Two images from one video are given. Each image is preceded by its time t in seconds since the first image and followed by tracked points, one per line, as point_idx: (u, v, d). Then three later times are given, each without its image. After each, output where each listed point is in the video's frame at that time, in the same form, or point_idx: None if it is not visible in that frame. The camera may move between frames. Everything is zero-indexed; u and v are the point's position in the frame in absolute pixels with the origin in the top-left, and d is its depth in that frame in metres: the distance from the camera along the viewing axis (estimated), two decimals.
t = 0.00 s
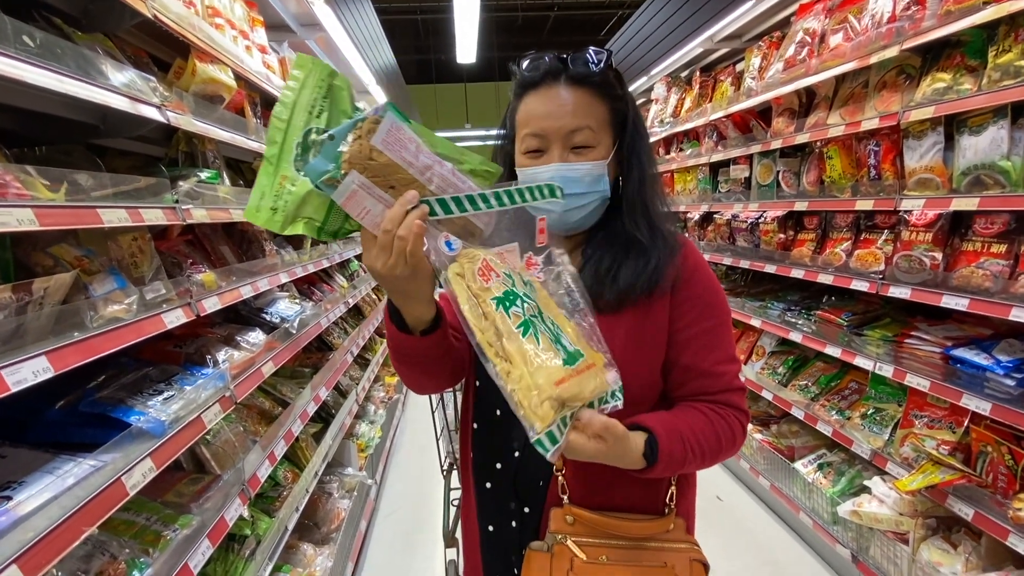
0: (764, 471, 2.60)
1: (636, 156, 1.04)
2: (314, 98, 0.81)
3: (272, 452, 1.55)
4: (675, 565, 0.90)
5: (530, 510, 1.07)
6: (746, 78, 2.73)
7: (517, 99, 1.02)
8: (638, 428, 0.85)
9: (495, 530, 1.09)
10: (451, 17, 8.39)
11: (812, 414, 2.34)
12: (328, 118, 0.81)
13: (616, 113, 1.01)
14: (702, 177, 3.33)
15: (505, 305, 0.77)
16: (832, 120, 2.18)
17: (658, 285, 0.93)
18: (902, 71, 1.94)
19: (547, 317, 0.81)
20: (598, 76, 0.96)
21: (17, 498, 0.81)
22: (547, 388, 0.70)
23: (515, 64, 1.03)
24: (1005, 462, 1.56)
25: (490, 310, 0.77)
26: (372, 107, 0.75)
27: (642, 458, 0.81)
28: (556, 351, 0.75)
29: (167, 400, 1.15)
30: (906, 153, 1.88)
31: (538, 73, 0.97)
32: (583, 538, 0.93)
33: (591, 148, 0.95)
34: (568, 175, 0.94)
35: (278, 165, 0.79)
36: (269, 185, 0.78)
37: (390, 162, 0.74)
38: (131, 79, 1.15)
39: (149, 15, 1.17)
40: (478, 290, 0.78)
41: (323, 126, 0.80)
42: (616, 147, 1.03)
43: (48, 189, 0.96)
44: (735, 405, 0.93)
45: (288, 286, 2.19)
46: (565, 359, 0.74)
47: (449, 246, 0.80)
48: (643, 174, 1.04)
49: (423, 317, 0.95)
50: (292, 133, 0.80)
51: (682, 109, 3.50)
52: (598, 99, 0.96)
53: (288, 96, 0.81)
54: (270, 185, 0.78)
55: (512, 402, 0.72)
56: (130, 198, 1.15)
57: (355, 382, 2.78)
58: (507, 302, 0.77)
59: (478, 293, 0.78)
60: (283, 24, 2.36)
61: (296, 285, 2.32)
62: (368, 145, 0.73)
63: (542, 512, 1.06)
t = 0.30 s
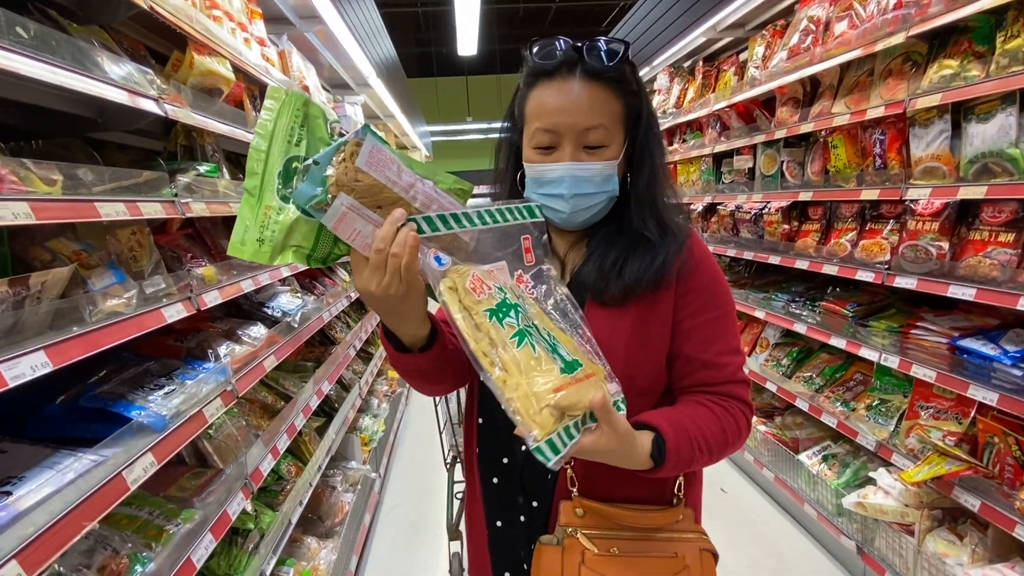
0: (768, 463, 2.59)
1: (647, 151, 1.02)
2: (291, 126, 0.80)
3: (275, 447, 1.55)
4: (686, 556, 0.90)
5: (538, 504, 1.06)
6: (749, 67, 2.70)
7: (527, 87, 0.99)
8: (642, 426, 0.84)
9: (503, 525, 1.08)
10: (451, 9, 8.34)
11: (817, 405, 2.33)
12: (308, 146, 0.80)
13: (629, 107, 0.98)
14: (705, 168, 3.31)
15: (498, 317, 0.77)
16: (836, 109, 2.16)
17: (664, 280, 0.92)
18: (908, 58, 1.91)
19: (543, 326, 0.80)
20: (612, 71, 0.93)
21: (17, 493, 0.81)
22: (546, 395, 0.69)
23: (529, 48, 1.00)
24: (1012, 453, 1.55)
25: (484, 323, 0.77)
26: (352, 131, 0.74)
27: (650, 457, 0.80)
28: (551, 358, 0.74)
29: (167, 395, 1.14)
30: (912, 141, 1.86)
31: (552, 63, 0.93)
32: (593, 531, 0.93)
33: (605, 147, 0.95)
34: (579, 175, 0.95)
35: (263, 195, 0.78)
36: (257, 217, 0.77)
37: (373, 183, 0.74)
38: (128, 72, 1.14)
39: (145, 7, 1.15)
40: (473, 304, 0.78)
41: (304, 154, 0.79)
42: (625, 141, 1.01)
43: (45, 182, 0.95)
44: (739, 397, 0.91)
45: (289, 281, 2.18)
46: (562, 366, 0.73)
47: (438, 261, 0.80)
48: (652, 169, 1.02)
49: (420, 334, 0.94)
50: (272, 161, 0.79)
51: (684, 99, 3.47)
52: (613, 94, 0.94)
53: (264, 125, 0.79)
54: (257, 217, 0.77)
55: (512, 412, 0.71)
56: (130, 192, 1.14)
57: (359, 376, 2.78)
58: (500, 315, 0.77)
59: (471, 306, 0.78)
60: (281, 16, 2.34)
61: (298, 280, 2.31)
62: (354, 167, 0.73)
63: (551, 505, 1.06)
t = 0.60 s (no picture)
0: (772, 456, 2.59)
1: (647, 139, 1.02)
2: (322, 101, 0.77)
3: (279, 441, 1.55)
4: (691, 552, 0.90)
5: (543, 498, 1.06)
6: (753, 60, 2.68)
7: (528, 74, 0.99)
8: (625, 424, 0.85)
9: (509, 519, 1.09)
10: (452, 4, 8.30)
11: (821, 399, 2.33)
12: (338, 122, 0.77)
13: (630, 92, 0.98)
14: (708, 162, 3.30)
15: (498, 322, 0.75)
16: (841, 101, 2.15)
17: (664, 267, 0.92)
18: (913, 49, 1.90)
19: (551, 332, 0.76)
20: (613, 53, 0.93)
21: (23, 487, 0.82)
22: (507, 419, 0.72)
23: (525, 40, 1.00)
24: (1016, 445, 1.55)
25: (482, 326, 0.76)
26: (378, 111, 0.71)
27: (624, 457, 0.81)
28: (531, 381, 0.73)
29: (172, 389, 1.15)
30: (917, 133, 1.85)
31: (552, 49, 0.93)
32: (597, 525, 0.93)
33: (609, 124, 0.95)
34: (586, 153, 0.94)
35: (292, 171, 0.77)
36: (285, 195, 0.77)
37: (395, 168, 0.72)
38: (130, 66, 1.14)
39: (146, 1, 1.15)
40: (475, 302, 0.76)
41: (333, 130, 0.76)
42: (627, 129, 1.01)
43: (47, 176, 0.95)
44: (737, 391, 0.91)
45: (292, 276, 2.18)
46: (542, 388, 0.73)
47: (455, 252, 0.77)
48: (654, 155, 1.02)
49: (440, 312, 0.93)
50: (304, 136, 0.77)
51: (687, 93, 3.45)
52: (614, 77, 0.94)
53: (296, 100, 0.77)
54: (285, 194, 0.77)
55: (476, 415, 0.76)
56: (132, 187, 1.14)
57: (362, 371, 2.78)
58: (501, 319, 0.75)
59: (473, 304, 0.76)
60: (282, 11, 2.33)
61: (302, 275, 2.31)
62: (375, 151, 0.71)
63: (556, 499, 1.06)
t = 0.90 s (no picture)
0: (774, 453, 2.60)
1: (643, 133, 1.02)
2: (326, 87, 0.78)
3: (282, 437, 1.55)
4: (695, 545, 0.90)
5: (546, 494, 1.07)
6: (755, 55, 2.67)
7: (523, 72, 0.99)
8: (634, 415, 0.85)
9: (512, 516, 1.09)
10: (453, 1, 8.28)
11: (823, 395, 2.32)
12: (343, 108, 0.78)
13: (625, 87, 0.98)
14: (710, 158, 3.29)
15: (505, 312, 0.75)
16: (843, 97, 2.14)
17: (665, 261, 0.92)
18: (916, 44, 1.89)
19: (558, 321, 0.76)
20: (606, 48, 0.94)
21: (28, 482, 0.82)
22: (518, 409, 0.71)
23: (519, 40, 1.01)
24: (1019, 441, 1.54)
25: (490, 316, 0.75)
26: (382, 99, 0.72)
27: (635, 447, 0.81)
28: (541, 368, 0.73)
29: (175, 385, 1.15)
30: (919, 128, 1.84)
31: (547, 45, 0.94)
32: (601, 520, 0.93)
33: (603, 121, 0.94)
34: (580, 151, 0.92)
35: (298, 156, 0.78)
36: (291, 179, 0.78)
37: (397, 155, 0.73)
38: (132, 63, 1.14)
39: None
40: (483, 293, 0.76)
41: (336, 117, 0.77)
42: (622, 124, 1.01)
43: (48, 172, 0.95)
44: (741, 380, 0.91)
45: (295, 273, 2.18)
46: (553, 375, 0.72)
47: (459, 243, 0.77)
48: (650, 151, 1.02)
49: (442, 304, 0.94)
50: (308, 123, 0.78)
51: (689, 89, 3.44)
52: (607, 72, 0.94)
53: (301, 87, 0.78)
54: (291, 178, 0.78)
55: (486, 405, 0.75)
56: (134, 184, 1.14)
57: (365, 368, 2.79)
58: (507, 309, 0.75)
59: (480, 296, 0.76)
60: (284, 7, 2.33)
61: (304, 272, 2.31)
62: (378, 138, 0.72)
63: (559, 495, 1.06)
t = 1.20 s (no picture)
0: (776, 451, 2.59)
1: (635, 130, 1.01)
2: (320, 134, 0.64)
3: (284, 435, 1.55)
4: (695, 544, 0.90)
5: (546, 494, 1.07)
6: (757, 52, 2.66)
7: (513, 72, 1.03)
8: (656, 432, 0.84)
9: (513, 516, 1.10)
10: None
11: (825, 393, 2.32)
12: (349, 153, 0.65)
13: (610, 84, 0.98)
14: (712, 156, 3.28)
15: (514, 336, 0.73)
16: (846, 94, 2.13)
17: (666, 263, 0.91)
18: (920, 40, 1.88)
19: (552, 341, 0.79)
20: (587, 44, 0.95)
21: (31, 479, 0.83)
22: (572, 410, 0.68)
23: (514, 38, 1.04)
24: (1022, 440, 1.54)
25: (503, 342, 0.72)
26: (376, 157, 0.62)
27: (664, 465, 0.80)
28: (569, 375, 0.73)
29: (177, 383, 1.16)
30: (923, 125, 1.83)
31: (528, 44, 0.97)
32: (600, 519, 0.93)
33: (582, 117, 0.95)
34: (555, 146, 0.95)
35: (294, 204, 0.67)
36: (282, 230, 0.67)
37: (390, 215, 0.67)
38: (133, 61, 1.14)
39: None
40: (486, 332, 0.72)
41: (330, 167, 0.65)
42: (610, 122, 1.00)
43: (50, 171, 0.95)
44: (749, 381, 0.91)
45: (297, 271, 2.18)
46: (580, 378, 0.73)
47: (449, 287, 0.74)
48: (645, 149, 1.01)
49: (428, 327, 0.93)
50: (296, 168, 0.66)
51: (691, 86, 3.44)
52: (589, 68, 0.95)
53: (291, 131, 0.64)
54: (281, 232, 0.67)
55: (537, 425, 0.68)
56: (136, 182, 1.14)
57: (366, 366, 2.79)
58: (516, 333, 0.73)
59: (483, 331, 0.72)
60: (285, 5, 2.33)
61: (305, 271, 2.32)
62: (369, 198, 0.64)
63: (558, 495, 1.06)
